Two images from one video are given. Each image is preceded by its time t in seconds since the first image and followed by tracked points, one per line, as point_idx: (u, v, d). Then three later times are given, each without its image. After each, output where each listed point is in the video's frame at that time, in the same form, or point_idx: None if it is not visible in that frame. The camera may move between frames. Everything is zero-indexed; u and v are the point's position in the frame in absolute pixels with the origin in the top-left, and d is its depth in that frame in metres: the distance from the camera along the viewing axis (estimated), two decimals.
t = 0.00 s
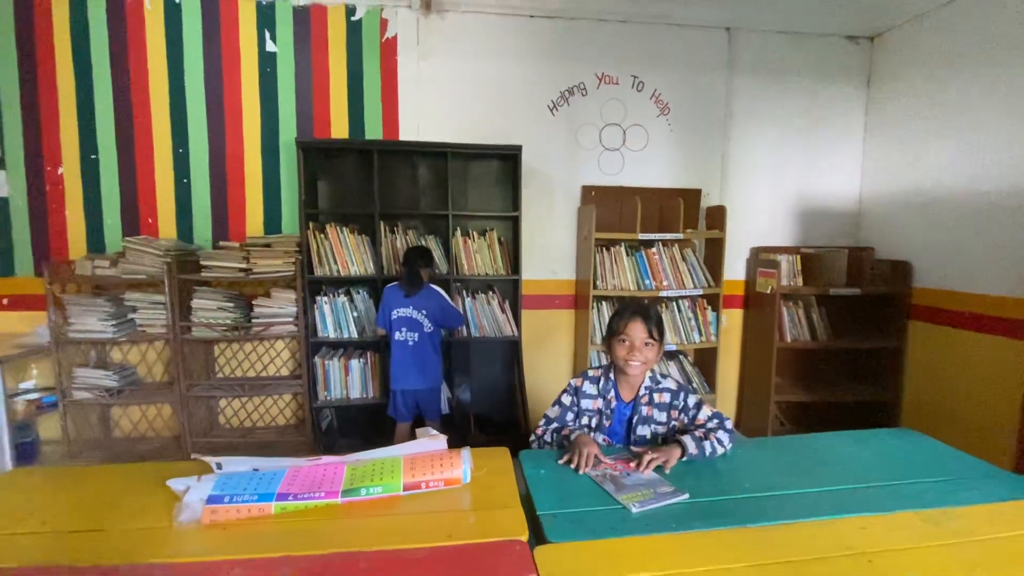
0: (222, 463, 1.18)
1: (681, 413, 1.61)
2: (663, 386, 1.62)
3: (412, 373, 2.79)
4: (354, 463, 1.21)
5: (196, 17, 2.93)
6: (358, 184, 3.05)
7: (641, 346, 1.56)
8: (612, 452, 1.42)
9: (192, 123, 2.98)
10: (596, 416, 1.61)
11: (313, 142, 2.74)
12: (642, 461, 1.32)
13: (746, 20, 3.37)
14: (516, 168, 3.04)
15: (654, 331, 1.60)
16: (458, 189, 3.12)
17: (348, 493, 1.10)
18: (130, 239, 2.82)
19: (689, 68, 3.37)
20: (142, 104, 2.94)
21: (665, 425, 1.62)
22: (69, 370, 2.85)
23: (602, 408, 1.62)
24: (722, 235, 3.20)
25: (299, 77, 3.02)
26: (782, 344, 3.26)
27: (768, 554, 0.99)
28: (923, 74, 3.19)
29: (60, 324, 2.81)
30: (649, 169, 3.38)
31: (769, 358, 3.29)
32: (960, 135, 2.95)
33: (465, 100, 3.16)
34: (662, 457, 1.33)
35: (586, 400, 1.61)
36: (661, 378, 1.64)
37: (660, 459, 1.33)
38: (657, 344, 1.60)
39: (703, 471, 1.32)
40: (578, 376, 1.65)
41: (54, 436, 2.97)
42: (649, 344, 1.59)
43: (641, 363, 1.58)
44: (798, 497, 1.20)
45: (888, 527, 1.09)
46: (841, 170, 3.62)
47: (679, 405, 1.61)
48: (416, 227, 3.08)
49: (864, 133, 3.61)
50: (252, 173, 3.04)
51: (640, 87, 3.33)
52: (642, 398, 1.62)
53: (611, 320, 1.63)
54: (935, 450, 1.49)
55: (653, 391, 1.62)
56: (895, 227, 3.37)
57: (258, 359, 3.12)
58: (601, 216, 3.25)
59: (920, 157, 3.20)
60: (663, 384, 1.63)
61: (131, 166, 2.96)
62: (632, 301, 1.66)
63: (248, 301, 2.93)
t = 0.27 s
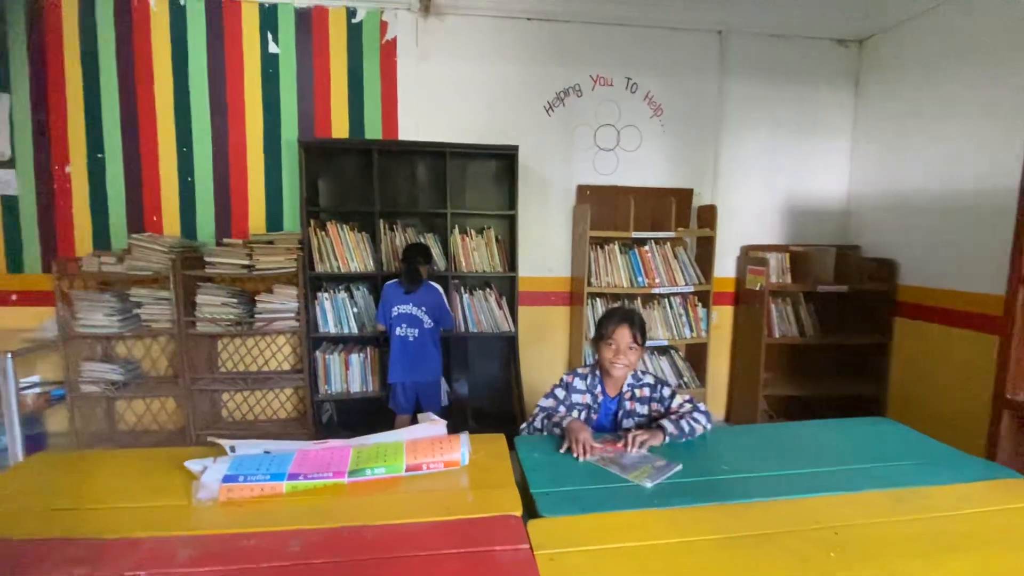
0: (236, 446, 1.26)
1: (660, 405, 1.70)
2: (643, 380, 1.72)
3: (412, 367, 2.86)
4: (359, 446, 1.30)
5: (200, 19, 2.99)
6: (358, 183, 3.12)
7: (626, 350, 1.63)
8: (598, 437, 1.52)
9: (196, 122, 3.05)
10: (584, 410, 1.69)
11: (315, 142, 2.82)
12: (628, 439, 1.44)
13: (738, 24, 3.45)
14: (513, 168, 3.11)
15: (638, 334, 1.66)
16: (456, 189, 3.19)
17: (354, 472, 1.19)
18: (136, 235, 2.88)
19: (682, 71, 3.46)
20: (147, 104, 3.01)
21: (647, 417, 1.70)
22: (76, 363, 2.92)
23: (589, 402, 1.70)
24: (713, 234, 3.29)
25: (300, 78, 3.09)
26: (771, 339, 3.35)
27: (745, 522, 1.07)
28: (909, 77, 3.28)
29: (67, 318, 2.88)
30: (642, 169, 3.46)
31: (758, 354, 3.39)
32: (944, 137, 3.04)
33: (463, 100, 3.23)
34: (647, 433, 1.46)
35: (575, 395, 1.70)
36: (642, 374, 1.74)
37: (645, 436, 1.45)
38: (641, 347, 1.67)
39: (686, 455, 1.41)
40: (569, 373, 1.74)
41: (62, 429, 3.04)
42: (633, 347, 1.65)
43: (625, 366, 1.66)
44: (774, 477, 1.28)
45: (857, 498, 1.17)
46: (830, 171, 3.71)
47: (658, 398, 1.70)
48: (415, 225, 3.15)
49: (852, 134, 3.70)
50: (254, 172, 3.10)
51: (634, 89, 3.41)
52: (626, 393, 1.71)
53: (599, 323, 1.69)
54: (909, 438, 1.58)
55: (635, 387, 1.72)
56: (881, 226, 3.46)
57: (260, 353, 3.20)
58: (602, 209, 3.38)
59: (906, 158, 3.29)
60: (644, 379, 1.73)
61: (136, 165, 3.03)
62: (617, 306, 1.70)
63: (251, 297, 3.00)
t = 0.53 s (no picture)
0: (252, 441, 1.33)
1: (655, 404, 1.78)
2: (637, 381, 1.79)
3: (420, 368, 2.93)
4: (368, 442, 1.36)
5: (216, 29, 3.09)
6: (368, 188, 3.19)
7: (620, 356, 1.69)
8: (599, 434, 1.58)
9: (211, 129, 3.14)
10: (585, 411, 1.74)
11: (326, 148, 2.90)
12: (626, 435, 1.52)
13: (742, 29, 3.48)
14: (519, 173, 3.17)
15: (632, 340, 1.72)
16: (464, 193, 3.26)
17: (364, 467, 1.25)
18: (154, 239, 2.97)
19: (686, 76, 3.50)
20: (165, 111, 3.10)
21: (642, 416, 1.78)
22: (97, 363, 3.02)
23: (590, 404, 1.76)
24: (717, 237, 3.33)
25: (312, 86, 3.17)
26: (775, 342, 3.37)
27: (737, 517, 1.11)
28: (914, 82, 3.30)
29: (88, 319, 2.98)
30: (647, 173, 3.51)
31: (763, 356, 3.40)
32: (948, 142, 3.05)
33: (470, 107, 3.30)
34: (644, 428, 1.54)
35: (577, 396, 1.74)
36: (636, 375, 1.81)
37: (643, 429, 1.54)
38: (635, 351, 1.73)
39: (683, 452, 1.45)
40: (570, 376, 1.79)
41: (81, 426, 3.14)
42: (628, 352, 1.71)
43: (621, 370, 1.72)
44: (768, 474, 1.32)
45: (848, 496, 1.21)
46: (835, 175, 3.73)
47: (653, 397, 1.78)
48: (423, 229, 3.22)
49: (857, 138, 3.72)
50: (267, 177, 3.19)
51: (638, 95, 3.45)
52: (623, 394, 1.78)
53: (595, 329, 1.75)
54: (905, 438, 1.60)
55: (630, 388, 1.79)
56: (885, 229, 3.48)
57: (272, 354, 3.28)
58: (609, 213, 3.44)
59: (910, 162, 3.31)
60: (638, 380, 1.80)
61: (154, 171, 3.13)
62: (612, 311, 1.75)
63: (264, 299, 3.08)
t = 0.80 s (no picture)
0: (273, 439, 1.40)
1: (668, 414, 1.79)
2: (649, 392, 1.80)
3: (436, 371, 2.98)
4: (381, 441, 1.41)
5: (243, 44, 3.22)
6: (387, 195, 3.27)
7: (629, 367, 1.72)
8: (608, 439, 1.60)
9: (238, 140, 3.27)
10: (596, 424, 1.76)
11: (347, 158, 3.00)
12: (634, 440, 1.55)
13: (759, 34, 3.48)
14: (534, 180, 3.21)
15: (641, 351, 1.75)
16: (480, 200, 3.31)
17: (377, 465, 1.30)
18: (183, 246, 3.10)
19: (702, 82, 3.50)
20: (195, 123, 3.25)
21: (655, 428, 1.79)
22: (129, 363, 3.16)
23: (600, 417, 1.78)
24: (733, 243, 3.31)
25: (334, 97, 3.28)
26: (793, 348, 3.34)
27: (738, 519, 1.13)
28: (936, 84, 3.24)
29: (122, 322, 3.12)
30: (662, 179, 3.52)
31: (781, 363, 3.37)
32: (971, 145, 2.99)
33: (486, 115, 3.36)
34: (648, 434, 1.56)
35: (586, 410, 1.76)
36: (647, 386, 1.82)
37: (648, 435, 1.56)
38: (644, 362, 1.76)
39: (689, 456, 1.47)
40: (580, 389, 1.81)
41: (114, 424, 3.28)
42: (637, 364, 1.74)
43: (631, 382, 1.74)
44: (775, 478, 1.34)
45: (852, 501, 1.22)
46: (855, 179, 3.67)
47: (665, 408, 1.79)
48: (440, 235, 3.28)
49: (879, 142, 3.66)
50: (290, 186, 3.31)
51: (653, 101, 3.47)
52: (634, 406, 1.79)
53: (603, 342, 1.77)
54: (921, 445, 1.58)
55: (642, 399, 1.80)
56: (908, 235, 3.41)
57: (294, 356, 3.38)
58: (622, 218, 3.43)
59: (933, 166, 3.24)
60: (649, 391, 1.80)
61: (184, 180, 3.27)
62: (619, 323, 1.79)
63: (286, 303, 3.18)
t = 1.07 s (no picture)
0: (290, 428, 1.48)
1: (674, 413, 1.82)
2: (655, 392, 1.83)
3: (454, 369, 3.05)
4: (391, 432, 1.48)
5: (271, 55, 3.37)
6: (407, 199, 3.37)
7: (638, 372, 1.73)
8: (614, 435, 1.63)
9: (267, 146, 3.42)
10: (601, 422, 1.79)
11: (369, 163, 3.10)
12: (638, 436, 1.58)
13: (779, 33, 3.44)
14: (550, 182, 3.26)
15: (649, 356, 1.76)
16: (497, 203, 3.38)
17: (387, 454, 1.37)
18: (216, 248, 3.27)
19: (720, 82, 3.48)
20: (228, 132, 3.42)
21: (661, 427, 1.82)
22: (165, 359, 3.33)
23: (606, 416, 1.80)
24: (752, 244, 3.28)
25: (357, 104, 3.40)
26: (815, 351, 3.28)
27: (732, 515, 1.15)
28: (966, 79, 3.14)
29: (159, 320, 3.31)
30: (680, 180, 3.51)
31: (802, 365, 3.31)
32: (1003, 142, 2.89)
33: (504, 119, 3.42)
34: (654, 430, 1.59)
35: (592, 409, 1.79)
36: (653, 386, 1.85)
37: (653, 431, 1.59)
38: (651, 366, 1.78)
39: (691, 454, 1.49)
40: (585, 388, 1.83)
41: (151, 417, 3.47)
42: (645, 368, 1.76)
43: (638, 386, 1.77)
44: (775, 477, 1.35)
45: (851, 500, 1.22)
46: (882, 178, 3.58)
47: (671, 408, 1.82)
48: (458, 237, 3.36)
49: (906, 140, 3.56)
50: (315, 190, 3.44)
51: (671, 102, 3.47)
52: (640, 406, 1.82)
53: (612, 344, 1.78)
54: (933, 446, 1.56)
55: (648, 399, 1.83)
56: (937, 235, 3.31)
57: (318, 354, 3.49)
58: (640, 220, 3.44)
59: (963, 164, 3.14)
60: (656, 391, 1.83)
61: (216, 185, 3.44)
62: (628, 324, 1.79)
63: (311, 303, 3.31)
